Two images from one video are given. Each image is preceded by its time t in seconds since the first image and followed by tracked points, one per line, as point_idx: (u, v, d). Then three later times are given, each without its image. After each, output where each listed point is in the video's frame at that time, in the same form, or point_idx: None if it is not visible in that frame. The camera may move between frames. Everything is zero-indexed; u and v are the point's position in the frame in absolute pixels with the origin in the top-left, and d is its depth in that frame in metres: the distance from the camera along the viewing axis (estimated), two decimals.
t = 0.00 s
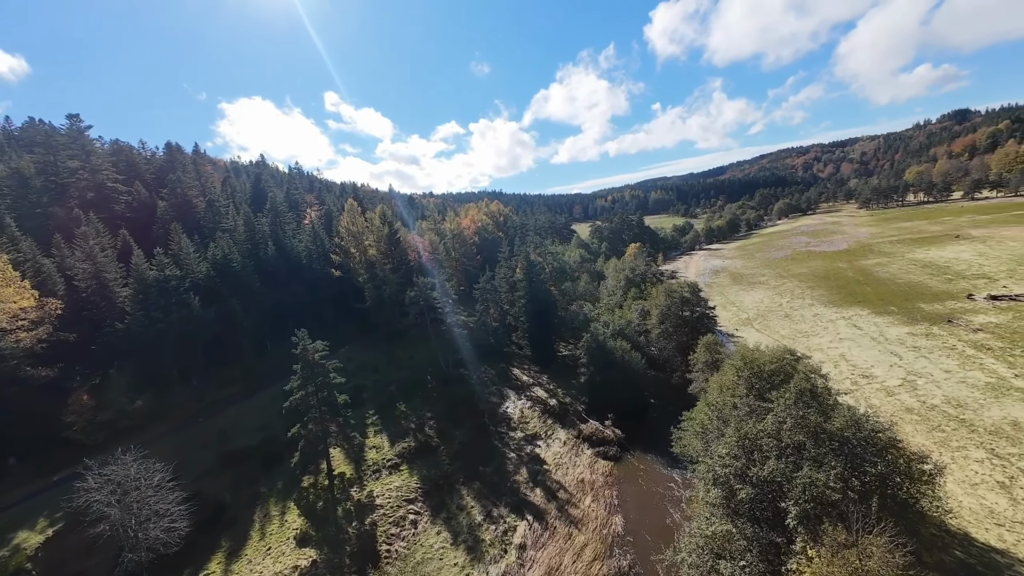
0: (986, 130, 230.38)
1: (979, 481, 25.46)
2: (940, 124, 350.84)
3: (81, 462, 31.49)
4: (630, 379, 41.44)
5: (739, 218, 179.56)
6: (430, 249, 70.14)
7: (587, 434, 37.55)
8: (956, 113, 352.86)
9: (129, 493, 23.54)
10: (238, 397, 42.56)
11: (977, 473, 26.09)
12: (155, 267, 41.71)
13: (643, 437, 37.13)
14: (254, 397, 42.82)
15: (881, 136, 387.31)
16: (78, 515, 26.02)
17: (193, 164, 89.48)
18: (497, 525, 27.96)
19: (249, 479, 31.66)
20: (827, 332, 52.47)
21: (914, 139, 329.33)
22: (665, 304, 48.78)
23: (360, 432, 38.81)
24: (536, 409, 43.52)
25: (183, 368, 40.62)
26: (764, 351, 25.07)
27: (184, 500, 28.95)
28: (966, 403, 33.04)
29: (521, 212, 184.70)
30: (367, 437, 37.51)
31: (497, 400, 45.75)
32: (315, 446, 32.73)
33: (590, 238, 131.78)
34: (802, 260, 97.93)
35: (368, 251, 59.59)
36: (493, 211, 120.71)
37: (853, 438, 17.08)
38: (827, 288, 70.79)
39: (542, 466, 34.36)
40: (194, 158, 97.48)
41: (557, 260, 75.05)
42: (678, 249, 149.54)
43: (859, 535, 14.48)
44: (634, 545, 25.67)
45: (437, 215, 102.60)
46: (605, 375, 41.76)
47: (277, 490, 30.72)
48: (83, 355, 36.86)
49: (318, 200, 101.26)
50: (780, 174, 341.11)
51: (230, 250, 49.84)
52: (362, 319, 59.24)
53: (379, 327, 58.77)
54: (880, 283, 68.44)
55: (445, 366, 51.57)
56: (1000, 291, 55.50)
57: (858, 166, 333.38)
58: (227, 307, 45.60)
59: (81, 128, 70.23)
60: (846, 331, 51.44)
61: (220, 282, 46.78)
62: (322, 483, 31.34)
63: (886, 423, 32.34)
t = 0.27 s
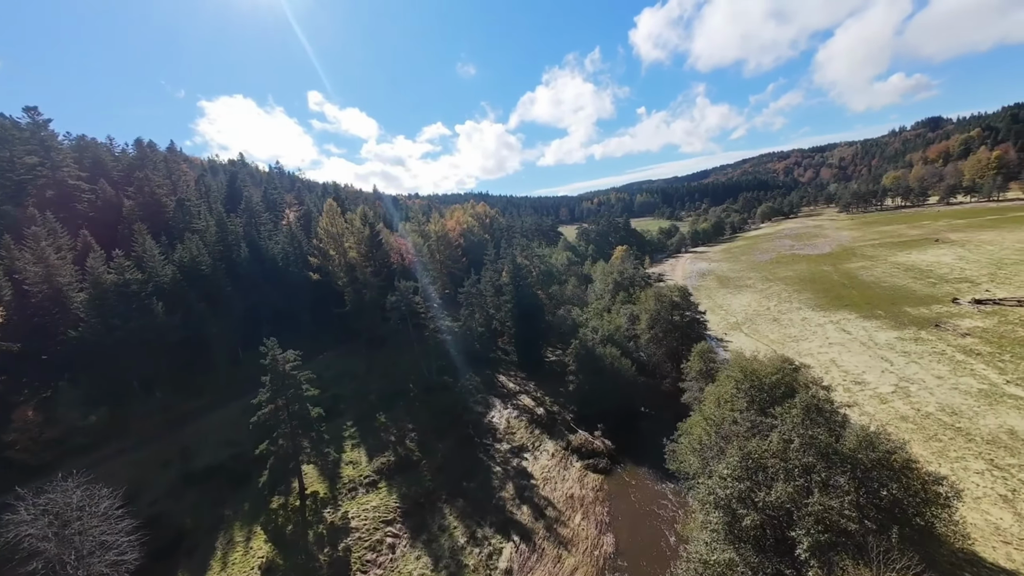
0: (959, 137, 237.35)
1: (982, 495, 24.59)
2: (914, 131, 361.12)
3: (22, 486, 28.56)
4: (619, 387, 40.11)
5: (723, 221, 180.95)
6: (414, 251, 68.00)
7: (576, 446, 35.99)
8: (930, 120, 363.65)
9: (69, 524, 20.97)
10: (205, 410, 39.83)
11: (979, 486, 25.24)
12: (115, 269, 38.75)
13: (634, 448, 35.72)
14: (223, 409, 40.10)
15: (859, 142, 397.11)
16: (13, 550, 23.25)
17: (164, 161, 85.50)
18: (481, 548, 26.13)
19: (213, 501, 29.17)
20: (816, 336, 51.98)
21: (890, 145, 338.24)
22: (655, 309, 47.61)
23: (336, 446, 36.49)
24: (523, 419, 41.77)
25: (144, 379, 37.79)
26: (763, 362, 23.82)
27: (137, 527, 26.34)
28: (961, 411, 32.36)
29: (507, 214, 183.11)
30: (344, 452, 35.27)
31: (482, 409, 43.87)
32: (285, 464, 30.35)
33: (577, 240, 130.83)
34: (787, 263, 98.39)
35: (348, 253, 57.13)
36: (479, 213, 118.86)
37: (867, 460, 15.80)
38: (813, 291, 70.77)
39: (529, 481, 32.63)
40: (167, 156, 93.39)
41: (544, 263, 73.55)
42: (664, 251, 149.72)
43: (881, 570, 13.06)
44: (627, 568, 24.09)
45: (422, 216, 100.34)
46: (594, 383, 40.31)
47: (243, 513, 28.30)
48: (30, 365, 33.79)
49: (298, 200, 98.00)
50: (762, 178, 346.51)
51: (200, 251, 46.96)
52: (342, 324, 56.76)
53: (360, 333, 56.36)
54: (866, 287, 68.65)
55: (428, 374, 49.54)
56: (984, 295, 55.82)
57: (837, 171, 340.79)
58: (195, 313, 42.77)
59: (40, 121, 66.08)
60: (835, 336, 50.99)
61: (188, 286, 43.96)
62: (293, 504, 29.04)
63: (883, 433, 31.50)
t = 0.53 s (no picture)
0: (935, 145, 243.68)
1: (985, 511, 23.68)
2: (892, 139, 370.42)
3: None
4: (609, 396, 38.68)
5: (709, 224, 182.16)
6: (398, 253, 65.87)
7: (564, 458, 34.40)
8: (906, 128, 373.46)
9: None
10: (168, 422, 37.17)
11: (981, 502, 24.33)
12: (70, 270, 35.86)
13: (625, 461, 34.31)
14: (188, 421, 37.42)
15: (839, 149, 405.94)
16: None
17: (135, 157, 81.73)
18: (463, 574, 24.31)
19: (171, 525, 26.74)
20: (806, 342, 51.42)
21: (869, 152, 346.16)
22: (645, 315, 46.42)
23: (310, 461, 34.23)
24: (509, 430, 40.00)
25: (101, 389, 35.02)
26: (763, 375, 22.53)
27: (82, 557, 23.83)
28: (957, 422, 31.64)
29: (495, 215, 181.35)
30: (318, 467, 33.07)
31: (467, 419, 41.97)
32: (252, 483, 28.06)
33: (564, 242, 129.82)
34: (773, 267, 98.71)
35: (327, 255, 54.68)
36: (465, 214, 116.98)
37: (883, 489, 14.47)
38: (800, 296, 70.65)
39: (515, 497, 30.88)
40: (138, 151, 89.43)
41: (532, 266, 72.07)
42: (651, 255, 149.79)
43: None
44: None
45: (407, 217, 98.07)
46: (583, 392, 38.75)
47: (203, 539, 25.95)
48: None
49: (278, 199, 94.85)
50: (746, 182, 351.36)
51: (167, 251, 44.14)
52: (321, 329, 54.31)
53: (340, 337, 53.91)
54: (852, 292, 68.71)
55: (411, 381, 47.49)
56: (969, 301, 56.01)
57: (818, 177, 347.47)
58: (159, 317, 40.01)
59: None
60: (825, 342, 50.43)
61: (152, 288, 41.18)
62: (259, 527, 26.79)
63: (879, 444, 30.61)
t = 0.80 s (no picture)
0: (911, 152, 249.90)
1: (987, 527, 22.80)
2: (870, 146, 379.60)
3: None
4: (598, 406, 37.14)
5: (694, 228, 183.14)
6: (380, 255, 63.61)
7: (551, 472, 32.73)
8: (884, 135, 383.11)
9: None
10: (126, 437, 34.39)
11: (983, 518, 23.41)
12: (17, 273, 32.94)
13: (614, 474, 32.83)
14: (147, 435, 34.66)
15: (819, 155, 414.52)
16: None
17: (103, 152, 77.80)
18: None
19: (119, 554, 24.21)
20: (795, 348, 50.80)
21: (848, 158, 353.98)
22: (634, 320, 45.13)
23: (280, 478, 31.89)
24: (493, 441, 38.18)
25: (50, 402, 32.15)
26: (763, 388, 21.23)
27: None
28: (952, 432, 30.92)
29: (481, 217, 179.47)
30: (288, 485, 30.81)
31: (449, 429, 40.00)
32: (213, 506, 25.72)
33: (551, 244, 128.68)
34: (759, 271, 98.99)
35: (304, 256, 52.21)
36: (451, 215, 114.85)
37: (904, 524, 13.14)
38: (787, 300, 70.46)
39: (499, 515, 29.08)
40: (107, 147, 85.30)
41: (518, 269, 70.45)
42: (638, 257, 149.68)
43: None
44: None
45: (391, 218, 95.63)
46: (570, 401, 37.16)
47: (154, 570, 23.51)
48: None
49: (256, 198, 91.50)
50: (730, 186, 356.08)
51: (129, 252, 41.27)
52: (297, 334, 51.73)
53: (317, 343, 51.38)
54: (838, 296, 68.73)
55: (391, 390, 45.30)
56: (953, 306, 56.20)
57: (799, 182, 353.97)
58: (117, 323, 37.12)
59: None
60: (814, 348, 49.87)
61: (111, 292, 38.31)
62: (219, 555, 24.47)
63: (875, 455, 29.69)
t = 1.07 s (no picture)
0: (887, 156, 256.38)
1: (992, 544, 21.91)
2: (847, 150, 389.08)
3: None
4: (588, 416, 35.73)
5: (679, 230, 184.36)
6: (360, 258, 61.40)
7: (539, 487, 31.09)
8: (860, 140, 393.47)
9: None
10: (76, 456, 31.53)
11: (987, 533, 22.54)
12: None
13: (604, 489, 31.38)
14: (100, 454, 31.81)
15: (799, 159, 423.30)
16: None
17: (67, 150, 73.86)
18: None
19: None
20: (784, 352, 50.28)
21: (827, 162, 361.88)
22: (623, 325, 43.87)
23: (247, 500, 29.53)
24: (478, 453, 36.34)
25: None
26: (765, 402, 19.90)
27: None
28: (947, 439, 30.27)
29: (467, 218, 177.63)
30: (256, 508, 28.50)
31: (432, 441, 38.05)
32: (168, 536, 23.33)
33: (537, 246, 127.52)
34: (744, 273, 99.37)
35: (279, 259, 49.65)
36: (436, 217, 112.79)
37: (932, 563, 11.83)
38: (774, 303, 70.36)
39: (484, 536, 27.29)
40: (71, 144, 81.11)
41: (504, 272, 68.83)
42: (624, 259, 149.60)
43: None
44: None
45: (373, 219, 93.12)
46: (558, 411, 35.62)
47: None
48: None
49: (232, 198, 88.19)
50: (713, 189, 360.83)
51: (84, 255, 38.34)
52: (271, 340, 49.07)
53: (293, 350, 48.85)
54: (824, 299, 68.84)
55: (371, 399, 43.10)
56: (937, 308, 56.46)
57: (780, 185, 360.84)
58: (68, 331, 34.21)
59: None
60: (803, 352, 49.36)
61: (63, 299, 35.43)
62: None
63: (872, 465, 28.82)
